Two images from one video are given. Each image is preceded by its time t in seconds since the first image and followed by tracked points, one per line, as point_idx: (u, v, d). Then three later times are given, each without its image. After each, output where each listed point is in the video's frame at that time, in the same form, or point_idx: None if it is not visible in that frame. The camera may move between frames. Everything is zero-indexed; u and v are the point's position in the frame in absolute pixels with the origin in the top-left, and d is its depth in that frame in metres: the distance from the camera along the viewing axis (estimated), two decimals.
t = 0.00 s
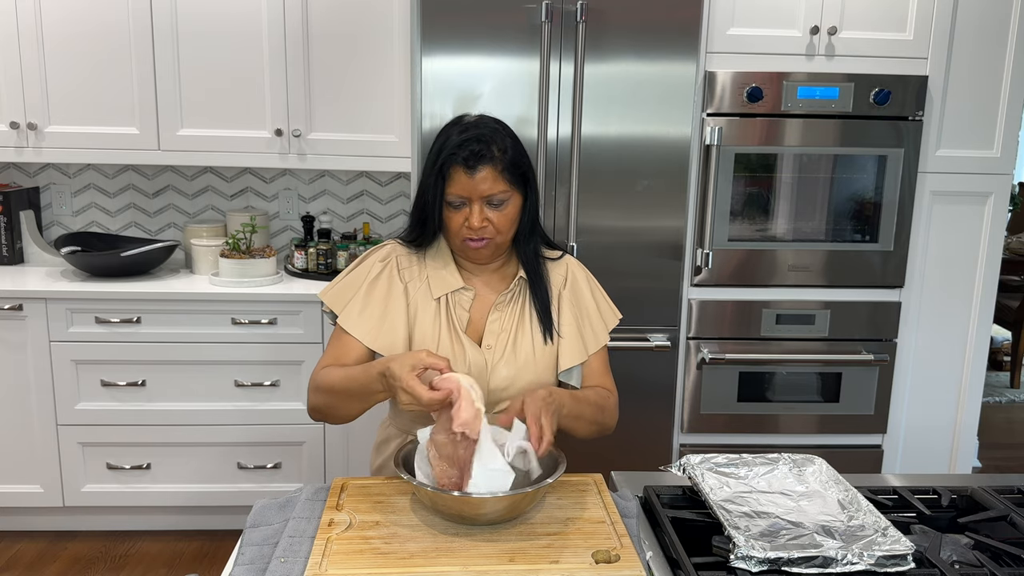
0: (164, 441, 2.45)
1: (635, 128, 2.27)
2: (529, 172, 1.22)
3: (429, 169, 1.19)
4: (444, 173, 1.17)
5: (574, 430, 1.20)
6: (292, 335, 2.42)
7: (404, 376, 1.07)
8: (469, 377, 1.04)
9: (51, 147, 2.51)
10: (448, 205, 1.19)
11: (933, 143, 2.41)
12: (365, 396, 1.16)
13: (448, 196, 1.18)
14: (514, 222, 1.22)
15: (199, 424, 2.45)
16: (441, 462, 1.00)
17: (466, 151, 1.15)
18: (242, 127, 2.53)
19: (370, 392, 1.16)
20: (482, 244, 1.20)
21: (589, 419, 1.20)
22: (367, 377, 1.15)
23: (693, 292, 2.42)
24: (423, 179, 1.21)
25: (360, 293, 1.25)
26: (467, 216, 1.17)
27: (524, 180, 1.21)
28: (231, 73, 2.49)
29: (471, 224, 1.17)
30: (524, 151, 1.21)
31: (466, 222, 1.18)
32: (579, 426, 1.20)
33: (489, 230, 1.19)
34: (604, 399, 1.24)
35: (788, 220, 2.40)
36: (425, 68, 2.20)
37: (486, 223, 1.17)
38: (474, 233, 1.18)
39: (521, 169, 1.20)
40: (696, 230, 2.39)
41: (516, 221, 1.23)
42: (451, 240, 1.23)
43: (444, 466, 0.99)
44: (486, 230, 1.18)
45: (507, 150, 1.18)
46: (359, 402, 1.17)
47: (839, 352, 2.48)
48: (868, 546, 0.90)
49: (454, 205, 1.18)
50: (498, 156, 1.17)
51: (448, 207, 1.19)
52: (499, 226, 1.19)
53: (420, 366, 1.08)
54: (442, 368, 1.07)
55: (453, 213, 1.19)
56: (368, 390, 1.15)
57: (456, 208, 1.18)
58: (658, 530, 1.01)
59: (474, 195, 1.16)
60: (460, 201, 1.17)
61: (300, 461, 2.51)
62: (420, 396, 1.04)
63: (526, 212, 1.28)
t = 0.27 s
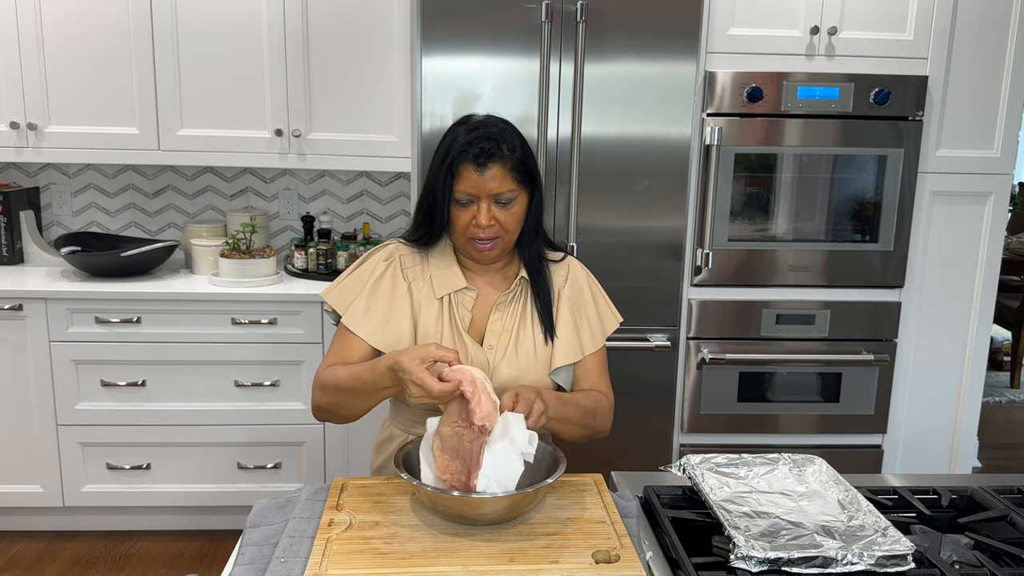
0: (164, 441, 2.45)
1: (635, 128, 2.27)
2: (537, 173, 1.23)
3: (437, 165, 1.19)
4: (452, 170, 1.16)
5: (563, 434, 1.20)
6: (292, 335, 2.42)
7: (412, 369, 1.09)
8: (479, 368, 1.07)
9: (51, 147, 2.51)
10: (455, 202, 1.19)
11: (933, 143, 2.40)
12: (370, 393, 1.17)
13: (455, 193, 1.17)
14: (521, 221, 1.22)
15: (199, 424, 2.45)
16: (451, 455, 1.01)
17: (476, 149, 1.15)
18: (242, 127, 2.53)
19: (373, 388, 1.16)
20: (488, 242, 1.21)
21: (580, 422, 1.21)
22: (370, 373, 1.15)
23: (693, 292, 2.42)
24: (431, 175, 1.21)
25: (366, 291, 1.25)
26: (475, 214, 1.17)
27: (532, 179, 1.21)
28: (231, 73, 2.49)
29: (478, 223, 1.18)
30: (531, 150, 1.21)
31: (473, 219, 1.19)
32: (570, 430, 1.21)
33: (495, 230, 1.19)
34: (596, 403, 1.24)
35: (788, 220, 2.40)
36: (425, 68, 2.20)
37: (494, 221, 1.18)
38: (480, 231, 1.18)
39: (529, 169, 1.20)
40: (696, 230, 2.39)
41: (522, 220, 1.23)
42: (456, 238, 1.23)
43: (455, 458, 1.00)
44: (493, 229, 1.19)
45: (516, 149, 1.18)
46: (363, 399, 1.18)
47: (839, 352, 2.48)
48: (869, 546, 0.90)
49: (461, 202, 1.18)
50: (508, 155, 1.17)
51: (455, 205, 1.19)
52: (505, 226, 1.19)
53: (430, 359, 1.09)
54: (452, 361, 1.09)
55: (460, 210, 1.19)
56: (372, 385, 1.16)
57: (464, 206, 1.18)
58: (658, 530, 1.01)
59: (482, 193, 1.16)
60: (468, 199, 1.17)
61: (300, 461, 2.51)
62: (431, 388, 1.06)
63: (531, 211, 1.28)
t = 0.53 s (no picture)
0: (164, 441, 2.45)
1: (635, 128, 2.27)
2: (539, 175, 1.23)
3: (440, 168, 1.19)
4: (454, 174, 1.17)
5: (569, 434, 1.20)
6: (292, 335, 2.42)
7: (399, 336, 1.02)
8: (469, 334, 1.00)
9: (51, 147, 2.51)
10: (458, 205, 1.19)
11: (933, 143, 2.40)
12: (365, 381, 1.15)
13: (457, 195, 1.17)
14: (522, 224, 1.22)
15: (199, 424, 2.45)
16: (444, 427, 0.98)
17: (478, 151, 1.15)
18: (242, 127, 2.53)
19: (366, 372, 1.13)
20: (490, 245, 1.20)
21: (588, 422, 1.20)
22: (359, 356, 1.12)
23: (693, 292, 2.42)
24: (434, 177, 1.21)
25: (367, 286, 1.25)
26: (478, 217, 1.17)
27: (534, 182, 1.21)
28: (231, 73, 2.49)
29: (480, 226, 1.17)
30: (535, 153, 1.21)
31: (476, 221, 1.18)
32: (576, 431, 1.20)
33: (497, 233, 1.18)
34: (602, 403, 1.24)
35: (788, 220, 2.40)
36: (425, 67, 2.20)
37: (495, 224, 1.17)
38: (482, 234, 1.18)
39: (531, 172, 1.20)
40: (696, 230, 2.39)
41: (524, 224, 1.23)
42: (458, 241, 1.23)
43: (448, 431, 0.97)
44: (495, 232, 1.18)
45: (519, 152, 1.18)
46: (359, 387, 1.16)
47: (839, 352, 2.48)
48: (868, 546, 0.90)
49: (463, 205, 1.18)
50: (511, 158, 1.17)
51: (457, 207, 1.19)
52: (507, 229, 1.19)
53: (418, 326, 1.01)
54: (441, 327, 1.01)
55: (462, 213, 1.19)
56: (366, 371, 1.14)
57: (467, 209, 1.18)
58: (658, 529, 1.01)
59: (485, 196, 1.16)
60: (471, 202, 1.17)
61: (300, 461, 2.51)
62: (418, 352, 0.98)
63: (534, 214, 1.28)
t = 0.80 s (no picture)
0: (164, 441, 2.45)
1: (635, 128, 2.27)
2: (542, 176, 1.23)
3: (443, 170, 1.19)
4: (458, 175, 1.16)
5: (562, 441, 1.18)
6: (292, 335, 2.42)
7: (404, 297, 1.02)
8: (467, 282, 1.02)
9: (51, 147, 2.51)
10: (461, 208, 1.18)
11: (933, 143, 2.40)
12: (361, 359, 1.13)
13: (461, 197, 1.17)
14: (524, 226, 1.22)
15: (199, 424, 2.45)
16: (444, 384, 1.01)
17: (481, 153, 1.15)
18: (242, 128, 2.53)
19: (362, 335, 1.10)
20: (493, 247, 1.19)
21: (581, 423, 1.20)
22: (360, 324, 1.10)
23: (693, 292, 2.42)
24: (437, 179, 1.20)
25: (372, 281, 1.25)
26: (482, 220, 1.17)
27: (536, 183, 1.21)
28: (231, 73, 2.49)
29: (483, 228, 1.16)
30: (537, 155, 1.21)
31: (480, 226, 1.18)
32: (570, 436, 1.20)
33: (500, 234, 1.18)
34: (591, 404, 1.24)
35: (789, 220, 2.40)
36: (426, 67, 2.20)
37: (497, 226, 1.17)
38: (485, 236, 1.17)
39: (534, 173, 1.20)
40: (696, 230, 2.39)
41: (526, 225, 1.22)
42: (461, 242, 1.23)
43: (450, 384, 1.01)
44: (498, 234, 1.17)
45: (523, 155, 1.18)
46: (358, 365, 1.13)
47: (839, 352, 2.48)
48: (868, 546, 0.90)
49: (466, 206, 1.17)
50: (514, 160, 1.17)
51: (460, 209, 1.18)
52: (510, 230, 1.18)
53: (417, 271, 1.00)
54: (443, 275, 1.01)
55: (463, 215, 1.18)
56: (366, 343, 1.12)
57: (469, 212, 1.18)
58: (658, 530, 1.01)
59: (489, 199, 1.16)
60: (474, 205, 1.17)
61: (300, 461, 2.51)
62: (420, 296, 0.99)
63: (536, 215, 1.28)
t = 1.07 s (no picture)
0: (164, 441, 2.45)
1: (634, 128, 2.27)
2: (540, 178, 1.23)
3: (441, 172, 1.19)
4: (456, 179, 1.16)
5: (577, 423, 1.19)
6: (292, 335, 2.42)
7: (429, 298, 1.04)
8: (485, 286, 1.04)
9: (51, 147, 2.51)
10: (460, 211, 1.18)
11: (933, 143, 2.40)
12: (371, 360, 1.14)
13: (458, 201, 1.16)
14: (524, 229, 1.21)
15: (199, 424, 2.45)
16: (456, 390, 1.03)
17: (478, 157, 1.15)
18: (242, 128, 2.53)
19: (375, 331, 1.11)
20: (493, 249, 1.19)
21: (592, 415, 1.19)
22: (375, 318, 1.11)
23: (693, 292, 2.43)
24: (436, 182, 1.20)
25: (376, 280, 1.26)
26: (480, 223, 1.16)
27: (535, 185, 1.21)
28: (232, 73, 2.49)
29: (481, 231, 1.16)
30: (533, 156, 1.20)
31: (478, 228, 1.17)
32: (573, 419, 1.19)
33: (500, 237, 1.17)
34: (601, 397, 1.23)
35: (789, 220, 2.40)
36: (425, 67, 2.20)
37: (497, 229, 1.16)
38: (484, 239, 1.17)
39: (532, 175, 1.20)
40: (696, 230, 2.39)
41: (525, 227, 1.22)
42: (460, 245, 1.22)
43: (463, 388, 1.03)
44: (497, 237, 1.17)
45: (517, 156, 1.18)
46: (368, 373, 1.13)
47: (839, 352, 2.48)
48: (868, 546, 0.90)
49: (465, 209, 1.17)
50: (512, 163, 1.16)
51: (459, 212, 1.18)
52: (509, 232, 1.18)
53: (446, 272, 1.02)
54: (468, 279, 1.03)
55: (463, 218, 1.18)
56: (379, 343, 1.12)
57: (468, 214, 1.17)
58: (658, 530, 1.01)
59: (486, 203, 1.15)
60: (472, 207, 1.16)
61: (300, 461, 2.51)
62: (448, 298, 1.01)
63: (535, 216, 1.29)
